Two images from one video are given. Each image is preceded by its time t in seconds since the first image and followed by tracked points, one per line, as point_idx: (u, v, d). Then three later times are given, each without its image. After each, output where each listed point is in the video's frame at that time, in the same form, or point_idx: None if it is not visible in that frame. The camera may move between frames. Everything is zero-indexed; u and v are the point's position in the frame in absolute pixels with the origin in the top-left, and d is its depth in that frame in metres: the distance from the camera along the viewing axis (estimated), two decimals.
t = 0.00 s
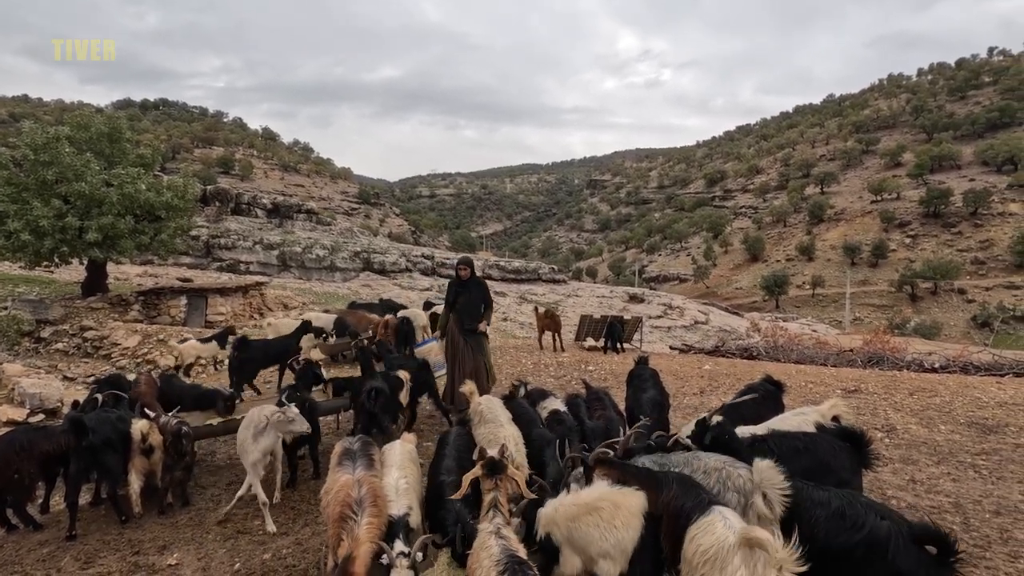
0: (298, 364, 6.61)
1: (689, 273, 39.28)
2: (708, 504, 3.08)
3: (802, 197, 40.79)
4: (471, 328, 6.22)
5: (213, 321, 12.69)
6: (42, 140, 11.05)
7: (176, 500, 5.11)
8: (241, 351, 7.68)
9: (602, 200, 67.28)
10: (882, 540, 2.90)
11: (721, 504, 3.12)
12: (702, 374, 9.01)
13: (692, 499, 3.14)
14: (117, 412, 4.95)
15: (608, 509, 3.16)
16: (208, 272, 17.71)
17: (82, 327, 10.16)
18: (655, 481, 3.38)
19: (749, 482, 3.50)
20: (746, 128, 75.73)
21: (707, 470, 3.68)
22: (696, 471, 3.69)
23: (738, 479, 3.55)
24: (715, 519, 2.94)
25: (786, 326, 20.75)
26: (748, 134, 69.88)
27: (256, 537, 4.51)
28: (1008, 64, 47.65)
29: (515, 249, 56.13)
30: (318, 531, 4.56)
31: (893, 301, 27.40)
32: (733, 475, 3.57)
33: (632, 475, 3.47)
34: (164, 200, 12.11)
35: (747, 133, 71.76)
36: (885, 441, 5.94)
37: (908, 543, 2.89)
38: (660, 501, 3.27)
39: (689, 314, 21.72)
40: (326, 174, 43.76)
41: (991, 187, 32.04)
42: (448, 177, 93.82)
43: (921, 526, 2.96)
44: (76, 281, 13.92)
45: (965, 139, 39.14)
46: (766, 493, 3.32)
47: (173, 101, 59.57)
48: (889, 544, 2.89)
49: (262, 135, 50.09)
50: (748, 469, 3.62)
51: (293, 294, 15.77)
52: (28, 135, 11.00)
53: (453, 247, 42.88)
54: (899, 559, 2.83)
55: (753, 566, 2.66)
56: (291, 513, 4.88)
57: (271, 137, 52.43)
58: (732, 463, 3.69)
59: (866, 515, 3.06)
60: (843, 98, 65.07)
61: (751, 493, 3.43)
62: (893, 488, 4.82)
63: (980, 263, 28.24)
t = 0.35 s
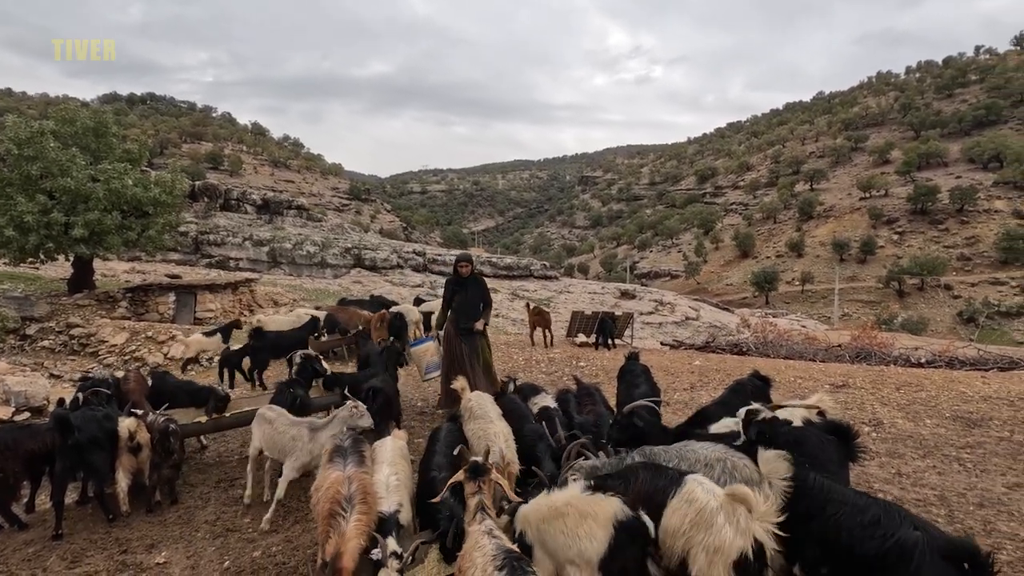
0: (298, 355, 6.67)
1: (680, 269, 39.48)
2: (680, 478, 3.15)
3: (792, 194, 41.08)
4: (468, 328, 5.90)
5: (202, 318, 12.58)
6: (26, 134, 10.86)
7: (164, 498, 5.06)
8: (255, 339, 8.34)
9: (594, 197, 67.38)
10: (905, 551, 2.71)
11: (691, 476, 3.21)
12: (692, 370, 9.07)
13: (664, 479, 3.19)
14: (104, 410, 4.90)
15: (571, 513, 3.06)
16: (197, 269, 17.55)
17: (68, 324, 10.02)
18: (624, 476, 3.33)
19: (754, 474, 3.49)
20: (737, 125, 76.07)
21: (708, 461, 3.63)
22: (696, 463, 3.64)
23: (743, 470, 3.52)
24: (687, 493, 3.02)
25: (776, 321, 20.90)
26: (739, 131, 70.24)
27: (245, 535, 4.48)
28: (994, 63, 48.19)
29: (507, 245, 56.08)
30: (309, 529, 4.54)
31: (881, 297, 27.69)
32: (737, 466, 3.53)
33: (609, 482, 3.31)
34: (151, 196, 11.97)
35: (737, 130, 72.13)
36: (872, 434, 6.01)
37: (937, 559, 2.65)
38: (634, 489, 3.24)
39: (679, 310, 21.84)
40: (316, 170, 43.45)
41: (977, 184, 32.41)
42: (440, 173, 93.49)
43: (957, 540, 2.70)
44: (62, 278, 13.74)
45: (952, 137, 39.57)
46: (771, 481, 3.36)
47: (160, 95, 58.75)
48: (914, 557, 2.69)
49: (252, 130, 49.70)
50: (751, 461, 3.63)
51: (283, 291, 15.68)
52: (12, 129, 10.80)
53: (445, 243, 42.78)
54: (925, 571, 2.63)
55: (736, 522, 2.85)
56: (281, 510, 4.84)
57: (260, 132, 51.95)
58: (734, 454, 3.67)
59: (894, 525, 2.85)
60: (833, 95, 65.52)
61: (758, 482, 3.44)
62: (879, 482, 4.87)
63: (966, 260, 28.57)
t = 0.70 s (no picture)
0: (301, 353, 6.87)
1: (661, 266, 39.85)
2: (657, 468, 3.16)
3: (771, 192, 41.67)
4: (453, 327, 5.60)
5: (179, 314, 12.33)
6: None
7: (138, 498, 4.95)
8: (247, 333, 8.51)
9: (576, 193, 67.61)
10: (910, 545, 2.71)
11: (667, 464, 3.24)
12: (672, 365, 9.15)
13: (640, 472, 3.18)
14: (75, 409, 4.77)
15: (542, 519, 2.94)
16: (173, 264, 17.21)
17: (39, 321, 9.74)
18: (595, 477, 3.24)
19: (741, 465, 3.33)
20: (717, 122, 76.91)
21: (693, 456, 3.44)
22: (682, 457, 3.44)
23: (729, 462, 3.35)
24: (665, 482, 3.05)
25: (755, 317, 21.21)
26: (720, 129, 71.02)
27: (223, 534, 4.41)
28: (965, 64, 49.43)
29: (490, 241, 56.00)
30: (288, 527, 4.48)
31: (856, 293, 28.30)
32: (723, 458, 3.34)
33: (579, 483, 3.21)
34: (125, 189, 11.67)
35: (718, 128, 72.94)
36: (847, 428, 6.11)
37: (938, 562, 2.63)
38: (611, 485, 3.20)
39: (661, 306, 22.04)
40: (297, 165, 42.86)
41: (949, 183, 33.23)
42: (422, 168, 92.84)
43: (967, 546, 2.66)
44: (32, 274, 13.35)
45: (925, 137, 40.51)
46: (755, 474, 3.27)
47: (134, 87, 57.33)
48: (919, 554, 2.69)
49: (231, 124, 48.82)
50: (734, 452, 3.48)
51: (262, 287, 15.44)
52: None
53: (427, 239, 42.56)
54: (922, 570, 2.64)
55: (723, 502, 2.93)
56: (259, 509, 4.79)
57: (239, 126, 51.03)
58: (720, 446, 3.48)
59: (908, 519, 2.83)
60: (811, 94, 66.58)
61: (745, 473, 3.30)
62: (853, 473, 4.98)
63: (938, 257, 29.30)
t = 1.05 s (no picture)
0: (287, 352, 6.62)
1: (641, 266, 40.21)
2: (633, 469, 3.15)
3: (748, 193, 42.36)
4: (428, 331, 5.54)
5: (152, 315, 12.06)
6: None
7: (106, 504, 4.82)
8: (227, 334, 8.45)
9: (557, 194, 67.82)
10: (873, 508, 3.14)
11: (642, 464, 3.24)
12: (651, 364, 9.24)
13: (614, 473, 3.18)
14: (39, 413, 4.62)
15: (521, 522, 2.92)
16: (146, 264, 16.81)
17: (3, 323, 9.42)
18: (571, 478, 3.23)
19: (718, 464, 3.35)
20: (696, 124, 77.91)
21: (671, 455, 3.43)
22: (659, 457, 3.42)
23: (705, 461, 3.36)
24: (642, 482, 3.05)
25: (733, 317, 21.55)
26: (698, 131, 71.94)
27: (194, 540, 4.31)
28: (934, 71, 50.87)
29: (471, 241, 55.84)
30: (261, 532, 4.39)
31: (830, 293, 28.92)
32: (699, 458, 3.36)
33: (555, 484, 3.20)
34: (95, 187, 11.36)
35: (696, 130, 73.89)
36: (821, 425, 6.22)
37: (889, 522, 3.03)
38: (586, 486, 3.19)
39: (641, 306, 22.23)
40: (274, 163, 42.21)
41: (919, 185, 34.15)
42: (402, 168, 92.14)
43: (926, 513, 3.00)
44: None
45: (895, 140, 41.60)
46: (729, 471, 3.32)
47: (104, 82, 55.83)
48: (880, 517, 3.11)
49: (206, 121, 47.80)
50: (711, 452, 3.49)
51: (239, 287, 15.19)
52: None
53: (408, 239, 42.29)
54: (878, 527, 3.07)
55: (698, 499, 2.98)
56: (232, 513, 4.69)
57: (214, 123, 50.04)
58: (698, 446, 3.47)
59: (877, 493, 3.25)
60: (787, 98, 67.86)
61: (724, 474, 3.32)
62: (824, 469, 5.09)
63: (908, 257, 30.10)
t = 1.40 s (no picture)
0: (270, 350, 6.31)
1: (612, 265, 40.70)
2: (598, 467, 3.19)
3: (715, 194, 43.28)
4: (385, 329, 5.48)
5: (109, 317, 11.63)
6: None
7: (57, 513, 4.62)
8: (189, 334, 8.17)
9: (529, 194, 68.05)
10: (808, 452, 3.66)
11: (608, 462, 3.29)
12: (620, 363, 9.35)
13: (581, 471, 3.22)
14: None
15: (496, 521, 2.92)
16: (102, 263, 16.19)
17: None
18: (537, 478, 3.22)
19: (681, 460, 3.42)
20: (665, 126, 79.20)
21: (636, 453, 3.47)
22: (625, 455, 3.46)
23: (669, 458, 3.42)
24: (606, 479, 3.10)
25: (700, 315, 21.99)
26: (667, 133, 73.16)
27: (150, 549, 4.17)
28: (890, 78, 52.92)
29: (443, 240, 55.60)
30: (222, 538, 4.28)
31: (793, 292, 29.80)
32: (664, 454, 3.41)
33: (524, 483, 3.21)
34: (47, 183, 10.89)
35: (665, 132, 75.20)
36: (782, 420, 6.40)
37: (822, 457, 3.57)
38: (554, 484, 3.21)
39: (611, 305, 22.49)
40: (239, 160, 41.17)
41: (876, 188, 35.46)
42: (373, 166, 91.10)
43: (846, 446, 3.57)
44: None
45: (854, 144, 43.11)
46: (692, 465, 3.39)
47: (58, 74, 53.58)
48: (814, 457, 3.63)
49: (167, 116, 46.34)
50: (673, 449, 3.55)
51: (202, 287, 14.76)
52: None
53: (378, 238, 41.80)
54: (816, 465, 3.57)
55: (662, 493, 3.02)
56: (192, 520, 4.55)
57: (176, 118, 48.54)
58: (662, 443, 3.53)
59: (811, 440, 3.77)
60: (752, 101, 69.56)
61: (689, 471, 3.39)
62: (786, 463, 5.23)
63: (866, 257, 31.23)
